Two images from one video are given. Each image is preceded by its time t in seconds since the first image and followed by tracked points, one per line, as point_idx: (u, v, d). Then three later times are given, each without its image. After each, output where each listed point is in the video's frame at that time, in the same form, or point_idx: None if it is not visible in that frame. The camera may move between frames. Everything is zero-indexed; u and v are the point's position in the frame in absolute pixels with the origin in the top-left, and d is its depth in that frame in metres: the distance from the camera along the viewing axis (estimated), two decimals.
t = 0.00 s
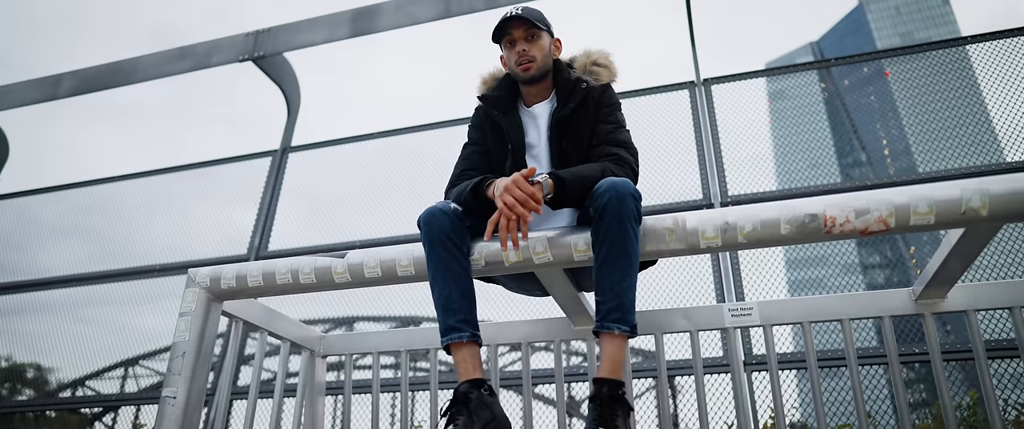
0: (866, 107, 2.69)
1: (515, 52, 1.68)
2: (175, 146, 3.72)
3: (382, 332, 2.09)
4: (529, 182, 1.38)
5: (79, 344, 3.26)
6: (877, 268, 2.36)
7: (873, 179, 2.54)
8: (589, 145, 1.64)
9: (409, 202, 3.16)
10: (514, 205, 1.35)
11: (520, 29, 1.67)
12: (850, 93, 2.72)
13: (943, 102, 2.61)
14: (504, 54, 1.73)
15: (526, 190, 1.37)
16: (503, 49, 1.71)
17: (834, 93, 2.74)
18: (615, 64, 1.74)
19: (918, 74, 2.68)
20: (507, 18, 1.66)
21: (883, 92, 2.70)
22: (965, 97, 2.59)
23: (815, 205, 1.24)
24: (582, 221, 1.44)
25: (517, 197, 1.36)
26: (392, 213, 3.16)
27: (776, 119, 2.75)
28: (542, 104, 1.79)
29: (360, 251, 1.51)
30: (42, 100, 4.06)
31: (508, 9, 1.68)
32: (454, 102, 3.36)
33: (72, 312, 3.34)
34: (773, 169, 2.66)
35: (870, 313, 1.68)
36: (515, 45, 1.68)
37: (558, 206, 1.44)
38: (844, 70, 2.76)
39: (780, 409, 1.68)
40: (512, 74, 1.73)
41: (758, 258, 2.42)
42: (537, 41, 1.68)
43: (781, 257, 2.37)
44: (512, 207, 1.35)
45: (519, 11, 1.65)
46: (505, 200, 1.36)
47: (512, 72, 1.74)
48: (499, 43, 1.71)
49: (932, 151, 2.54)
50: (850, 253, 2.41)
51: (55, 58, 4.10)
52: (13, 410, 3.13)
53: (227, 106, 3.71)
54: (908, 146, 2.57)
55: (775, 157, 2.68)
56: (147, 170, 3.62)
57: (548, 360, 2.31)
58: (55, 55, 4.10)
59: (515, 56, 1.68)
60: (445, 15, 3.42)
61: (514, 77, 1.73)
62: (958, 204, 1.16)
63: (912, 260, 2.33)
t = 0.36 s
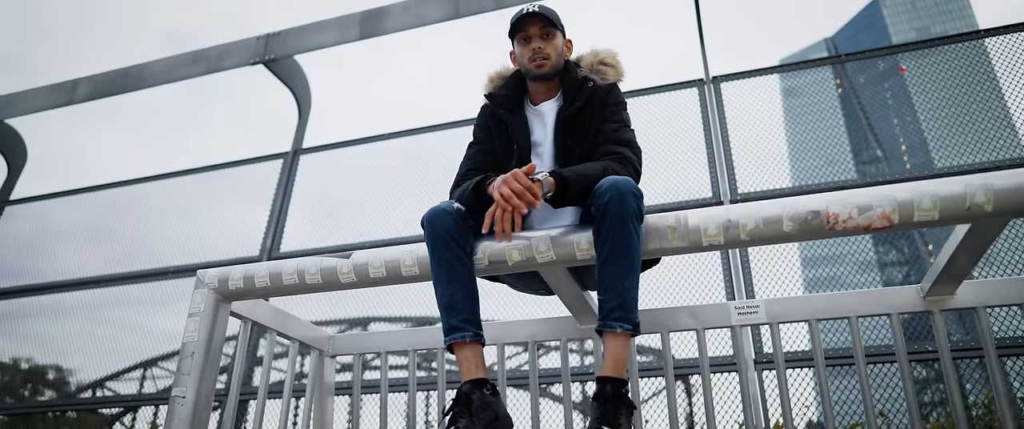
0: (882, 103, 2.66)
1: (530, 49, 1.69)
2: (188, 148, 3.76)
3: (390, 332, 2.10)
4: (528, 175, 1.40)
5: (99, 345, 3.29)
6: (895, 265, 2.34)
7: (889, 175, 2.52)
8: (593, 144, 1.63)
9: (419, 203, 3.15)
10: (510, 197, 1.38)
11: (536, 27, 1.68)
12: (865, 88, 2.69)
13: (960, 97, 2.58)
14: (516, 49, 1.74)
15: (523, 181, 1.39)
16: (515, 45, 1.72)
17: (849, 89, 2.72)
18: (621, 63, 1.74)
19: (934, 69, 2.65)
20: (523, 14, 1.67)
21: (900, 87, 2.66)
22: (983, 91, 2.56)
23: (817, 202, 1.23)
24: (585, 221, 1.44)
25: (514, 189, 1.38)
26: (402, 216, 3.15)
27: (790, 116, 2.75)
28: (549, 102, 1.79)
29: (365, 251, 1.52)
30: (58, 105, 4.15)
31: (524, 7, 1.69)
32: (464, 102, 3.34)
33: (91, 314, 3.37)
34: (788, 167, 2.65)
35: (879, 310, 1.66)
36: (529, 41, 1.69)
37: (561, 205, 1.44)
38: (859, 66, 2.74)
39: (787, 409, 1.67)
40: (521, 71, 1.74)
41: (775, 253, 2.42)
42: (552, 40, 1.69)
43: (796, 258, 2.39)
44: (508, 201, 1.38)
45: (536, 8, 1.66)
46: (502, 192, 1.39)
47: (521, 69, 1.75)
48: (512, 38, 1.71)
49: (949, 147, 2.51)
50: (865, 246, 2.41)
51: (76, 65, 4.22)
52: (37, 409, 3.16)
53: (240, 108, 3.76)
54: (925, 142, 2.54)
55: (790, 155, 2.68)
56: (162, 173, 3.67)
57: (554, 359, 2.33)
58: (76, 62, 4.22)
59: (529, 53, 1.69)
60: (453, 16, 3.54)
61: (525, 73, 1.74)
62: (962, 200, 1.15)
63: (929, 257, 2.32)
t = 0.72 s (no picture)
0: (897, 99, 2.63)
1: (545, 43, 1.71)
2: (200, 151, 3.80)
3: (398, 333, 2.11)
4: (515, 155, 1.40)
5: (117, 346, 3.32)
6: (911, 262, 2.33)
7: (907, 171, 2.48)
8: (600, 142, 1.63)
9: (428, 204, 3.13)
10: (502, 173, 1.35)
11: (552, 23, 1.71)
12: (879, 84, 2.67)
13: (977, 92, 2.56)
14: (530, 46, 1.76)
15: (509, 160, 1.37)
16: (530, 42, 1.74)
17: (864, 85, 2.69)
18: (632, 63, 1.74)
19: (951, 63, 2.62)
20: (541, 9, 1.70)
21: (915, 82, 2.64)
22: (1001, 85, 2.54)
23: (821, 199, 1.22)
24: (589, 220, 1.44)
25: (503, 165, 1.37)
26: (411, 217, 3.13)
27: (804, 113, 2.71)
28: (560, 99, 1.79)
29: (370, 252, 1.53)
30: (72, 110, 4.22)
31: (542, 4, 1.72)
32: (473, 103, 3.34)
33: (107, 316, 3.40)
34: (802, 165, 2.61)
35: (886, 307, 1.65)
36: (545, 36, 1.71)
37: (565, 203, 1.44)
38: (873, 62, 2.71)
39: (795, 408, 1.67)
40: (535, 67, 1.75)
41: (789, 249, 2.41)
42: (568, 37, 1.72)
43: (811, 256, 2.38)
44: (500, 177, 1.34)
45: (555, 4, 1.70)
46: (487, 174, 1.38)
47: (533, 66, 1.75)
48: (529, 33, 1.74)
49: (968, 142, 2.48)
50: (881, 241, 2.40)
51: (92, 71, 4.31)
52: (60, 410, 3.20)
53: (252, 112, 3.82)
54: (942, 138, 2.51)
55: (804, 153, 2.64)
56: (175, 176, 3.71)
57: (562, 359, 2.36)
58: (92, 68, 4.30)
59: (543, 47, 1.70)
60: (460, 16, 3.54)
61: (538, 69, 1.74)
62: (968, 196, 1.14)
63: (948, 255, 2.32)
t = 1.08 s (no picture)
0: (911, 94, 2.60)
1: (525, 49, 1.69)
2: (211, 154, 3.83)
3: (404, 334, 2.12)
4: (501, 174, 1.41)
5: (134, 348, 3.34)
6: (929, 259, 2.28)
7: (921, 166, 2.45)
8: (598, 142, 1.63)
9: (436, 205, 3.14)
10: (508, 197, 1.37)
11: (529, 28, 1.68)
12: (893, 79, 2.65)
13: (994, 85, 2.52)
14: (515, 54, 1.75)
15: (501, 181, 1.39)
16: (513, 48, 1.73)
17: (877, 80, 2.68)
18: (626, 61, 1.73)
19: (966, 58, 2.60)
20: (516, 17, 1.68)
21: (930, 77, 2.61)
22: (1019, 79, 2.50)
23: (822, 196, 1.21)
24: (589, 220, 1.44)
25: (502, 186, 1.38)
26: (419, 218, 3.15)
27: (817, 109, 2.69)
28: (555, 101, 1.79)
29: (373, 253, 1.54)
30: (84, 116, 4.24)
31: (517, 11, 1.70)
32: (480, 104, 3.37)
33: (122, 318, 3.44)
34: (816, 160, 2.60)
35: (892, 305, 1.64)
36: (524, 43, 1.69)
37: (563, 205, 1.44)
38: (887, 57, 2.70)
39: (801, 405, 1.66)
40: (524, 73, 1.74)
41: (801, 247, 2.41)
42: (548, 38, 1.69)
43: (825, 252, 2.37)
44: (507, 199, 1.36)
45: (528, 9, 1.67)
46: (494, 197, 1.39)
47: (523, 72, 1.75)
48: (509, 41, 1.72)
49: (984, 136, 2.44)
50: (897, 237, 2.35)
51: (105, 77, 4.36)
52: (78, 411, 3.23)
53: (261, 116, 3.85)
54: (958, 132, 2.47)
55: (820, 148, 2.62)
56: (187, 179, 3.75)
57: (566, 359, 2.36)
58: (104, 74, 4.35)
59: (526, 54, 1.69)
60: (466, 16, 3.50)
61: (526, 75, 1.74)
62: (971, 192, 1.13)
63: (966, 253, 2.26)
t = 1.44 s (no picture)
0: (925, 90, 2.58)
1: (517, 53, 1.69)
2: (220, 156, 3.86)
3: (407, 333, 2.13)
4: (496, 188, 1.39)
5: (148, 348, 3.38)
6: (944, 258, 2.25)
7: (935, 162, 2.42)
8: (594, 140, 1.63)
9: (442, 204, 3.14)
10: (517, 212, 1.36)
11: (520, 31, 1.68)
12: (906, 75, 2.62)
13: (1009, 80, 2.49)
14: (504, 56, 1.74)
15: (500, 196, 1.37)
16: (503, 52, 1.72)
17: (890, 76, 2.65)
18: (619, 57, 1.74)
19: (980, 52, 2.57)
20: (506, 21, 1.67)
21: (944, 73, 2.59)
22: None
23: (821, 191, 1.20)
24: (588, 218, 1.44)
25: (509, 201, 1.36)
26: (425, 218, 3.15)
27: (829, 105, 2.67)
28: (548, 101, 1.79)
29: (373, 252, 1.55)
30: (96, 119, 4.29)
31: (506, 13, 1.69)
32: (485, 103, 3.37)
33: (135, 319, 3.47)
34: (829, 156, 2.57)
35: (896, 301, 1.62)
36: (517, 46, 1.69)
37: (562, 204, 1.44)
38: (900, 53, 2.67)
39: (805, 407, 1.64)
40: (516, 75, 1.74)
41: (815, 241, 2.38)
42: (540, 40, 1.69)
43: (839, 250, 2.34)
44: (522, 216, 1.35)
45: (519, 12, 1.66)
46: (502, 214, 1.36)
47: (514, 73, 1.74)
48: (500, 44, 1.71)
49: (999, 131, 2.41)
50: (910, 232, 2.33)
51: (115, 81, 4.40)
52: (96, 411, 3.26)
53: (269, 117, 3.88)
54: (972, 128, 2.44)
55: (833, 145, 2.59)
56: (196, 181, 3.78)
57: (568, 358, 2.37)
58: (114, 78, 4.39)
59: (518, 58, 1.69)
60: (471, 15, 3.52)
61: (518, 77, 1.74)
62: (970, 186, 1.12)
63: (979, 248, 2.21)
